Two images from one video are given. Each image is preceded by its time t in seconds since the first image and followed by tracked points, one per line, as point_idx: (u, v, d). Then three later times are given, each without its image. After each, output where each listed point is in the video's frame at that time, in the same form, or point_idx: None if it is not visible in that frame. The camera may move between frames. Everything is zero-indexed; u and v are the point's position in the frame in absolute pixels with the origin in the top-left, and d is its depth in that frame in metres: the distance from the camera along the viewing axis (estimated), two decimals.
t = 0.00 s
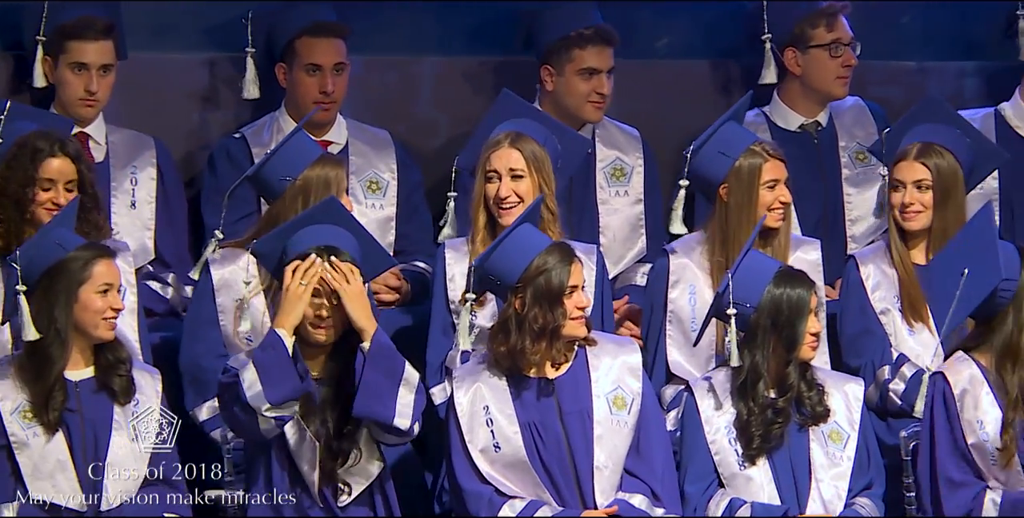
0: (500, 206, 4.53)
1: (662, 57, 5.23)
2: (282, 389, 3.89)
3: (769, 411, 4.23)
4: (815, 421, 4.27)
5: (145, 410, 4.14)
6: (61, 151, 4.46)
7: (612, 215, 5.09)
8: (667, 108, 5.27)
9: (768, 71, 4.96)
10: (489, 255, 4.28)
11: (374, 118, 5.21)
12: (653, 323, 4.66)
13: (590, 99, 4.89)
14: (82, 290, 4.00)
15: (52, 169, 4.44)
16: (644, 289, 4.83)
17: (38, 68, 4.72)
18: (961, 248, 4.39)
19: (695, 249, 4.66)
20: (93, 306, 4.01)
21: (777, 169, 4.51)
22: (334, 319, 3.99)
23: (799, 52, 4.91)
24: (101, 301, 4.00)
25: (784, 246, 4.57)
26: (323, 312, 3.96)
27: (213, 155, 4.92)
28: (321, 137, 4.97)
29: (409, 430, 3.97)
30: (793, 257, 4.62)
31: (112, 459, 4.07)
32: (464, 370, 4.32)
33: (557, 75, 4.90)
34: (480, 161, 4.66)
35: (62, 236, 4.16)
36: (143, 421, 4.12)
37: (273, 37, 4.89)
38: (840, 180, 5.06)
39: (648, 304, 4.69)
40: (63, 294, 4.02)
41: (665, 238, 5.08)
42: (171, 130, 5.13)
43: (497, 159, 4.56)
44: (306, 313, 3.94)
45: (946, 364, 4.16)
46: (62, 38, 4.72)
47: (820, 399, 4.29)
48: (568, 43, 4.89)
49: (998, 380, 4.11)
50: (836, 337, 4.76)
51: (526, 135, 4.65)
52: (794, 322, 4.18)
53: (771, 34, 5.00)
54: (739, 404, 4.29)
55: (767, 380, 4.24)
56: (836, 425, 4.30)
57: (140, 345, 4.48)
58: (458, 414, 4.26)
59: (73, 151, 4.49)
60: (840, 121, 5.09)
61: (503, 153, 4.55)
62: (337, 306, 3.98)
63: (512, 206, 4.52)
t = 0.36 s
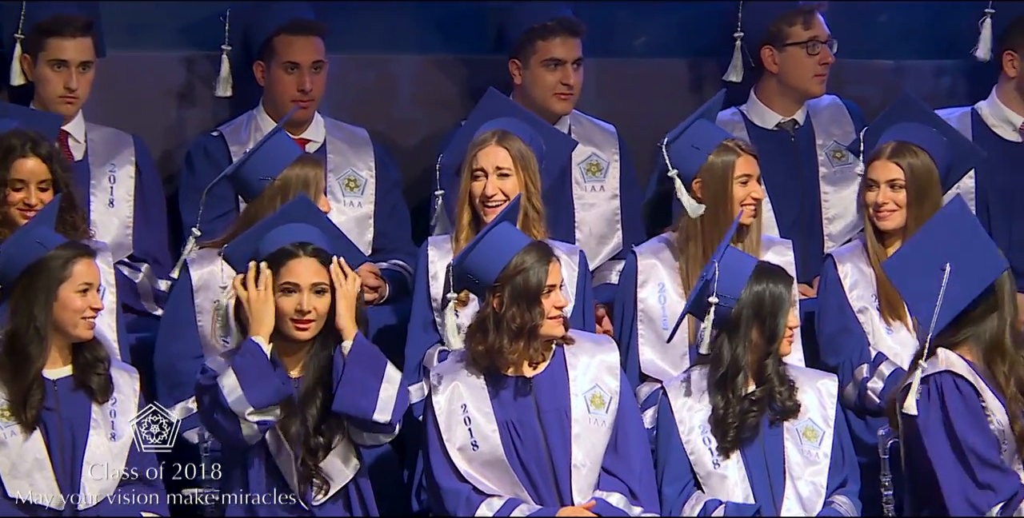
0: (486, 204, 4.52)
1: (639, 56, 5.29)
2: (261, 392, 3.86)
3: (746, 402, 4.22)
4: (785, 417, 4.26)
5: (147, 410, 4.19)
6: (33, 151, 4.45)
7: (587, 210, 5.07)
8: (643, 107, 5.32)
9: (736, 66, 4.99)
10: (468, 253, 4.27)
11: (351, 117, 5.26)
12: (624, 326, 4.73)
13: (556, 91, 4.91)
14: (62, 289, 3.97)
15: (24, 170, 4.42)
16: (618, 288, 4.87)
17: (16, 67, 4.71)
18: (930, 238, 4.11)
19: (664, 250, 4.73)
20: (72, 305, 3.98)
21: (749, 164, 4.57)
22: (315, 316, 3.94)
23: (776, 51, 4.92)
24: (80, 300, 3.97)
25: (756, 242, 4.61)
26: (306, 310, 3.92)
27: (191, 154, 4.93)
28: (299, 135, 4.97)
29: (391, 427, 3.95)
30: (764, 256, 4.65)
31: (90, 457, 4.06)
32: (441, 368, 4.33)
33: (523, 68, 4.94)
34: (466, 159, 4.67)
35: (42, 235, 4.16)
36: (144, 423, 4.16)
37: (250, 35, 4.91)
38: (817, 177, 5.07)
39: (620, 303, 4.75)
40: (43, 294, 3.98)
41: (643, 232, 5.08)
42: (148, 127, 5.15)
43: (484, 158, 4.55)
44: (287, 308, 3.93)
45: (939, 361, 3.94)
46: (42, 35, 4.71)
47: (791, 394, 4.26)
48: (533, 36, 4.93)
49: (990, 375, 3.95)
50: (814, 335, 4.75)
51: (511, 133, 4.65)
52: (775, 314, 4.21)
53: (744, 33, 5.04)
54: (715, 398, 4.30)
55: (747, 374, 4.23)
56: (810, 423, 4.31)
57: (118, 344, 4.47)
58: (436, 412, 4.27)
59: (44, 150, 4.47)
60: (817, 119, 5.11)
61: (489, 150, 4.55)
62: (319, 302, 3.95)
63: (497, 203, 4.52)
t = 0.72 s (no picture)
0: (469, 201, 4.53)
1: (615, 56, 5.33)
2: (234, 433, 3.90)
3: (736, 402, 4.24)
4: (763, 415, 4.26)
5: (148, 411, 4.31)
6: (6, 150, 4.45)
7: (564, 208, 5.10)
8: (620, 107, 5.35)
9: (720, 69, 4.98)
10: (446, 252, 4.28)
11: (329, 115, 5.26)
12: (600, 323, 4.74)
13: (530, 87, 4.94)
14: (41, 288, 3.96)
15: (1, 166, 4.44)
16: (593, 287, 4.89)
17: None
18: (911, 237, 4.08)
19: (639, 250, 4.73)
20: (52, 304, 3.98)
21: (719, 160, 4.59)
22: (290, 305, 3.93)
23: (752, 50, 4.92)
24: (60, 299, 3.97)
25: (730, 239, 4.62)
26: (282, 298, 3.92)
27: (168, 153, 4.92)
28: (276, 134, 4.97)
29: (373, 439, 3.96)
30: (740, 255, 4.66)
31: (67, 456, 4.02)
32: (419, 367, 4.33)
33: (498, 65, 4.96)
34: (445, 158, 4.67)
35: (21, 234, 4.16)
36: (144, 424, 4.31)
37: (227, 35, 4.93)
38: (795, 177, 5.06)
39: (597, 302, 4.75)
40: (23, 292, 3.97)
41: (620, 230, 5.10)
42: (125, 127, 5.14)
43: (467, 156, 4.57)
44: (262, 299, 3.91)
45: (925, 364, 3.88)
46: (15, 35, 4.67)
47: (768, 392, 4.26)
48: (507, 32, 4.97)
49: (971, 378, 3.92)
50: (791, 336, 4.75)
51: (491, 132, 4.66)
52: (759, 309, 4.19)
53: (724, 33, 5.05)
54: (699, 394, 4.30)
55: (732, 371, 4.24)
56: (787, 423, 4.32)
57: (95, 344, 4.47)
58: (413, 411, 4.27)
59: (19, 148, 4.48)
60: (794, 119, 5.11)
61: (471, 148, 4.56)
62: (293, 291, 3.95)
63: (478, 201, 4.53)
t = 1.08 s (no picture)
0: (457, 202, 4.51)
1: (592, 56, 5.34)
2: None
3: (715, 401, 4.24)
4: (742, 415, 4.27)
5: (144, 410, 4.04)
6: None
7: (541, 207, 5.08)
8: (599, 107, 5.35)
9: (689, 67, 5.05)
10: (426, 252, 4.28)
11: (307, 115, 5.27)
12: (580, 324, 4.74)
13: (508, 86, 4.94)
14: (18, 288, 3.94)
15: None
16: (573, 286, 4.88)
17: None
18: (888, 237, 4.11)
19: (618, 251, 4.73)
20: (28, 305, 3.95)
21: (696, 163, 4.57)
22: (269, 303, 3.94)
23: (730, 51, 4.93)
24: (37, 300, 3.93)
25: (709, 241, 4.62)
26: (262, 294, 3.94)
27: (146, 153, 4.91)
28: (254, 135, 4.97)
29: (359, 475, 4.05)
30: (719, 256, 4.65)
31: (45, 457, 4.01)
32: (397, 367, 4.33)
33: (474, 64, 4.96)
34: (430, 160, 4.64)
35: None
36: (144, 423, 4.05)
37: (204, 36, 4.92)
38: (772, 177, 5.08)
39: (575, 304, 4.76)
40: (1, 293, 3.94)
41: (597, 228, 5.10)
42: (102, 127, 5.14)
43: (454, 157, 4.54)
44: (241, 296, 3.93)
45: (881, 368, 3.93)
46: None
47: (746, 393, 4.26)
48: (484, 32, 4.96)
49: (932, 379, 3.94)
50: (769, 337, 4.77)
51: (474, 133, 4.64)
52: (739, 308, 4.17)
53: (698, 33, 5.12)
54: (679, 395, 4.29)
55: (711, 371, 4.23)
56: (765, 423, 4.32)
57: (74, 345, 4.47)
58: (391, 412, 4.26)
59: None
60: (773, 119, 5.12)
61: (457, 149, 4.54)
62: (272, 289, 3.97)
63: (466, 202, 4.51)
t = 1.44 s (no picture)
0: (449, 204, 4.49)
1: (570, 57, 5.35)
2: None
3: (688, 403, 4.25)
4: (718, 416, 4.26)
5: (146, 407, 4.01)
6: None
7: (519, 207, 5.05)
8: (578, 109, 5.34)
9: (677, 70, 5.00)
10: (405, 253, 4.29)
11: (287, 115, 5.26)
12: (559, 325, 4.72)
13: (486, 85, 4.94)
14: None
15: None
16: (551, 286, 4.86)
17: None
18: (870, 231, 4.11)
19: (598, 250, 4.70)
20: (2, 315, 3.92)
21: (679, 164, 4.58)
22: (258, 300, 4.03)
23: (709, 52, 4.95)
24: (10, 310, 3.91)
25: (689, 242, 4.61)
26: (253, 292, 4.01)
27: (123, 155, 4.89)
28: (232, 136, 4.96)
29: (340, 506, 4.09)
30: (700, 258, 4.63)
31: (22, 461, 3.99)
32: (375, 369, 4.31)
33: (451, 63, 4.96)
34: (417, 161, 4.60)
35: None
36: (143, 422, 4.00)
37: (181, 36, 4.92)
38: (750, 177, 5.09)
39: (555, 304, 4.72)
40: None
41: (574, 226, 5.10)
42: (79, 127, 5.14)
43: (445, 159, 4.52)
44: (235, 295, 3.99)
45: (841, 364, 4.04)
46: None
47: (726, 394, 4.27)
48: (460, 30, 4.97)
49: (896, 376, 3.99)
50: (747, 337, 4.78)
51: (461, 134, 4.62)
52: (710, 311, 4.19)
53: (680, 33, 5.07)
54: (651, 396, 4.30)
55: (683, 373, 4.24)
56: (743, 423, 4.33)
57: (52, 345, 4.45)
58: (369, 413, 4.26)
59: None
60: (751, 120, 5.12)
61: (448, 152, 4.52)
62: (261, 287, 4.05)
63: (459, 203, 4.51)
